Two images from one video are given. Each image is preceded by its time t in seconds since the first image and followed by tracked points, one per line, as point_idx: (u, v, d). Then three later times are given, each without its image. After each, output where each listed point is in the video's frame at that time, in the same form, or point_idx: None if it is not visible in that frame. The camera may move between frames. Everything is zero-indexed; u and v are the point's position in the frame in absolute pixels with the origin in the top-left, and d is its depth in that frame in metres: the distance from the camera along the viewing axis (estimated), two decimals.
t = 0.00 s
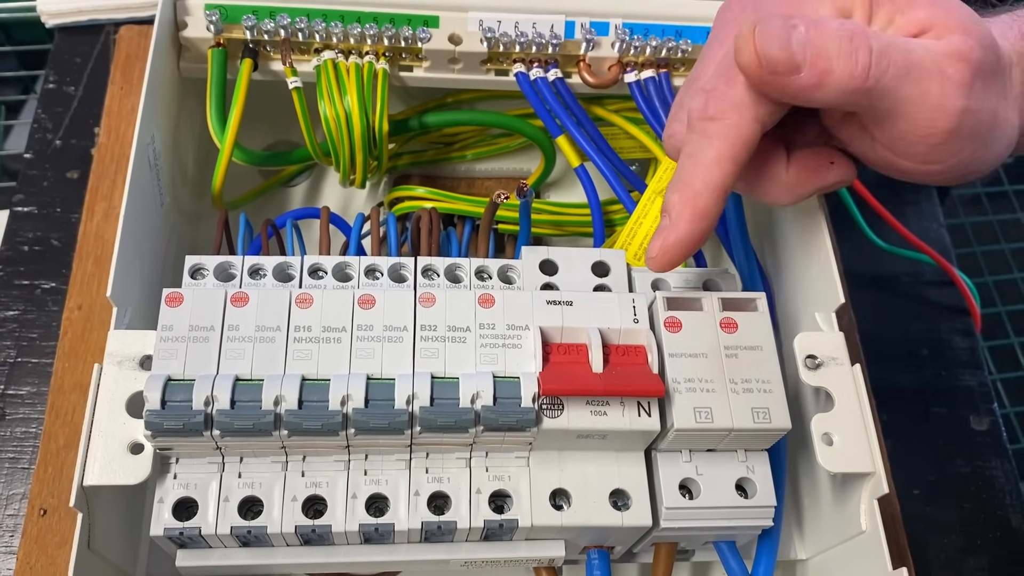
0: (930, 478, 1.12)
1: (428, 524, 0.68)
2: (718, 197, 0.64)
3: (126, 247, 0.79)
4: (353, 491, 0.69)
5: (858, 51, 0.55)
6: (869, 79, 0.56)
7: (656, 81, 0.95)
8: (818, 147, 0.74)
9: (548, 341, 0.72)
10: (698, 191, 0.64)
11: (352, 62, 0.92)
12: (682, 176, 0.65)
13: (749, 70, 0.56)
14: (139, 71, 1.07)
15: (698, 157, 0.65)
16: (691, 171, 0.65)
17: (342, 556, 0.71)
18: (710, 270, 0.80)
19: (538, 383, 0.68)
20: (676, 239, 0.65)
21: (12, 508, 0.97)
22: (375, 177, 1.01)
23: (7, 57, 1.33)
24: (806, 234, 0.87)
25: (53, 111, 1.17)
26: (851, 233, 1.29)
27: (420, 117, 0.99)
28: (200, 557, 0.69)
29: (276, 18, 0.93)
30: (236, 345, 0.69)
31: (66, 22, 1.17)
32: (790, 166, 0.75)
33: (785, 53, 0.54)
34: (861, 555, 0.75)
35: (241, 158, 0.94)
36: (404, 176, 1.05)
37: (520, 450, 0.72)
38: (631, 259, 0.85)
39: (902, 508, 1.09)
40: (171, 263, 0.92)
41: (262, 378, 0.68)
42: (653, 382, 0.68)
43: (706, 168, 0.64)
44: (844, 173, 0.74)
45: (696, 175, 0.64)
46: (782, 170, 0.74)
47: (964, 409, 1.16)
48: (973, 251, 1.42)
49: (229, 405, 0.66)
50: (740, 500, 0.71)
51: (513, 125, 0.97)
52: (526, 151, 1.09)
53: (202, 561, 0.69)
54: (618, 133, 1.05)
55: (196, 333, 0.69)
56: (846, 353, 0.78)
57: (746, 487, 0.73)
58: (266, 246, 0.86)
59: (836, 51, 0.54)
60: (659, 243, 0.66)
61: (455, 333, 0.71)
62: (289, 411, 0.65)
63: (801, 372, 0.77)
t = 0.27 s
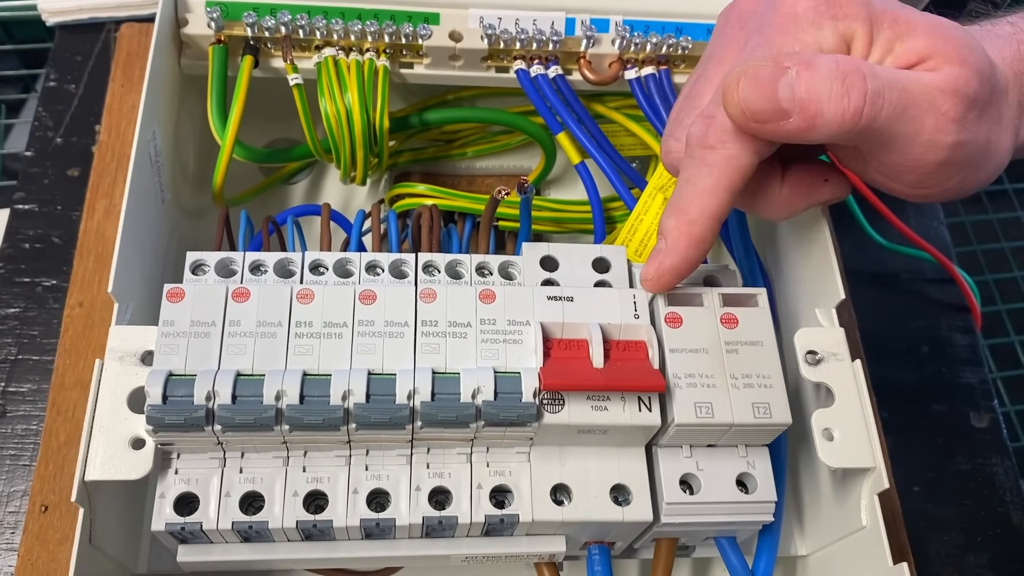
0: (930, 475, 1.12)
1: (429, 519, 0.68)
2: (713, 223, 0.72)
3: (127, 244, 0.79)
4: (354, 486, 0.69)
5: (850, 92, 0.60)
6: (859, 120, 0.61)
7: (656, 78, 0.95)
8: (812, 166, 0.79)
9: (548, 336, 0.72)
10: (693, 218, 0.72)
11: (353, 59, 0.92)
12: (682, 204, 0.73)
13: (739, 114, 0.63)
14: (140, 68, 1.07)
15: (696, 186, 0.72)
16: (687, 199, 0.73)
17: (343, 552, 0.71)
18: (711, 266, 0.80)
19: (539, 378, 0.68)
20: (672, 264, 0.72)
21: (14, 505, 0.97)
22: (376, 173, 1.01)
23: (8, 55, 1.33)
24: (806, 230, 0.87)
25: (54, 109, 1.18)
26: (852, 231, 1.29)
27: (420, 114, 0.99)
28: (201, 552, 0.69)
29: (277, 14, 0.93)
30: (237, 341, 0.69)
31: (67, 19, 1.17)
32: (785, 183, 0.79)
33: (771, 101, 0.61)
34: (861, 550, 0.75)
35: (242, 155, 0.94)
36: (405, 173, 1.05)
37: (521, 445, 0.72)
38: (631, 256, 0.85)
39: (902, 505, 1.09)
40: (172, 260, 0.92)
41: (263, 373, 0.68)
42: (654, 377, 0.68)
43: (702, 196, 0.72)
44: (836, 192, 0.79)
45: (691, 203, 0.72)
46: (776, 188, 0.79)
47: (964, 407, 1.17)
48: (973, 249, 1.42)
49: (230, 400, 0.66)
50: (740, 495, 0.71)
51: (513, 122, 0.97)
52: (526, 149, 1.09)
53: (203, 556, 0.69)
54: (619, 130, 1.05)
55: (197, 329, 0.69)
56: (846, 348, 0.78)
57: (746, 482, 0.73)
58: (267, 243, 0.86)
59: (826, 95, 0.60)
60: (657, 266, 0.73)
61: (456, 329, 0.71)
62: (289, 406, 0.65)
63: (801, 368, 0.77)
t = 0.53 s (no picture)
0: (931, 475, 1.12)
1: (430, 518, 0.68)
2: (672, 179, 0.60)
3: (128, 243, 0.79)
4: (355, 485, 0.69)
5: (882, 95, 0.51)
6: (892, 125, 0.52)
7: (656, 77, 0.95)
8: (796, 159, 0.66)
9: (549, 335, 0.72)
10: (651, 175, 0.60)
11: (353, 59, 0.92)
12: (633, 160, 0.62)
13: (708, 96, 0.57)
14: (140, 69, 1.07)
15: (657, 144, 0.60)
16: (650, 156, 0.60)
17: (344, 551, 0.71)
18: (712, 266, 0.81)
19: (539, 377, 0.68)
20: (629, 217, 0.61)
21: (15, 505, 0.97)
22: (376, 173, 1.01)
23: (9, 56, 1.33)
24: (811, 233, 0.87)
25: (54, 110, 1.18)
26: (852, 231, 1.29)
27: (421, 114, 0.99)
28: (202, 552, 0.69)
29: (278, 14, 0.93)
30: (238, 340, 0.69)
31: (68, 20, 1.17)
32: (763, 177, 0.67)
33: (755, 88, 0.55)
34: (861, 550, 0.75)
35: (243, 155, 0.94)
36: (405, 172, 1.05)
37: (521, 445, 0.72)
38: (632, 256, 0.85)
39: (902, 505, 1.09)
40: (172, 260, 0.92)
41: (264, 372, 0.68)
42: (654, 377, 0.68)
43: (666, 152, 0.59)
44: (816, 194, 0.66)
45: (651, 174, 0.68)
46: (754, 181, 0.67)
47: (964, 406, 1.17)
48: (973, 249, 1.42)
49: (232, 399, 0.66)
50: (741, 494, 0.71)
51: (514, 121, 0.97)
52: (527, 148, 1.09)
53: (205, 555, 0.69)
54: (620, 130, 1.05)
55: (198, 328, 0.69)
56: (847, 347, 0.78)
57: (747, 481, 0.73)
58: (268, 243, 0.86)
59: (863, 98, 0.50)
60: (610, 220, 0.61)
61: (457, 328, 0.71)
62: (291, 405, 0.66)
63: (801, 367, 0.77)
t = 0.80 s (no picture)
0: (929, 475, 1.12)
1: (426, 519, 0.68)
2: (613, 208, 0.58)
3: (124, 244, 0.79)
4: (351, 486, 0.69)
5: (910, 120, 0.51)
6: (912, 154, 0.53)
7: (653, 78, 0.96)
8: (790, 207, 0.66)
9: (545, 336, 0.72)
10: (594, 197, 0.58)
11: (350, 59, 0.92)
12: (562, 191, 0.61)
13: (686, 142, 0.53)
14: (137, 69, 1.07)
15: (619, 168, 0.56)
16: (602, 178, 0.57)
17: (340, 551, 0.71)
18: (709, 266, 0.80)
19: (536, 377, 0.68)
20: (558, 227, 0.59)
21: (12, 506, 0.97)
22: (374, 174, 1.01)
23: (7, 57, 1.33)
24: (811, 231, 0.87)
25: (52, 110, 1.18)
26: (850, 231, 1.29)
27: (418, 114, 0.99)
28: (198, 552, 0.69)
29: (274, 15, 0.93)
30: (234, 341, 0.69)
31: (66, 21, 1.17)
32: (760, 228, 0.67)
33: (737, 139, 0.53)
34: (859, 551, 0.75)
35: (241, 156, 0.94)
36: (402, 173, 1.05)
37: (518, 445, 0.72)
38: (629, 256, 0.86)
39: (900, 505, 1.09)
40: (169, 260, 0.92)
41: (260, 372, 0.68)
42: (650, 377, 0.68)
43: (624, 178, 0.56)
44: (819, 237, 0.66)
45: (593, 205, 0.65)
46: (750, 233, 0.66)
47: (962, 407, 1.17)
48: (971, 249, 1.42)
49: (227, 399, 0.66)
50: (737, 495, 0.71)
51: (511, 121, 0.97)
52: (524, 149, 1.09)
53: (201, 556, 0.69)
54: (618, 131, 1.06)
55: (194, 328, 0.69)
56: (844, 348, 0.78)
57: (743, 482, 0.73)
58: (264, 243, 0.86)
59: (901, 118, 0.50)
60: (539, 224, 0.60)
61: (453, 328, 0.71)
62: (286, 406, 0.65)
63: (798, 367, 0.77)
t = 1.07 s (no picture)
0: (928, 476, 1.12)
1: (423, 520, 0.68)
2: (584, 266, 0.69)
3: (122, 245, 0.79)
4: (349, 487, 0.69)
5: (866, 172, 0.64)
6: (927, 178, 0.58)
7: (651, 79, 0.95)
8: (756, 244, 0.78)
9: (542, 337, 0.72)
10: (568, 251, 0.69)
11: (348, 60, 0.92)
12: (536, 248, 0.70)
13: (644, 205, 0.67)
14: (135, 70, 1.07)
15: (585, 230, 0.69)
16: (571, 237, 0.69)
17: (337, 553, 0.71)
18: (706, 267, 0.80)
19: (533, 378, 0.68)
20: (530, 283, 0.69)
21: (10, 506, 0.97)
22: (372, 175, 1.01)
23: (6, 57, 1.33)
24: (808, 227, 0.88)
25: (51, 111, 1.18)
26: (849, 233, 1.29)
27: (416, 115, 0.99)
28: (196, 553, 0.69)
29: (273, 16, 0.93)
30: (231, 342, 0.69)
31: (64, 22, 1.17)
32: (731, 259, 0.79)
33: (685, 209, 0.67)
34: (857, 552, 0.75)
35: (240, 157, 0.93)
36: (400, 173, 1.05)
37: (515, 446, 0.72)
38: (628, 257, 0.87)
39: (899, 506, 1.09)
40: (167, 261, 0.92)
41: (257, 374, 0.68)
42: (647, 378, 0.68)
43: (590, 235, 0.68)
44: (785, 263, 0.80)
45: (574, 241, 0.69)
46: (724, 265, 0.78)
47: (961, 408, 1.17)
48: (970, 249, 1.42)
49: (225, 400, 0.66)
50: (735, 496, 0.71)
51: (509, 122, 0.97)
52: (522, 149, 1.09)
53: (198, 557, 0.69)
54: (616, 131, 1.06)
55: (191, 329, 0.69)
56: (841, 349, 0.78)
57: (741, 482, 0.73)
58: (262, 244, 0.86)
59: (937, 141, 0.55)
60: (514, 282, 0.69)
61: (450, 329, 0.71)
62: (283, 407, 0.65)
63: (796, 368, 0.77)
